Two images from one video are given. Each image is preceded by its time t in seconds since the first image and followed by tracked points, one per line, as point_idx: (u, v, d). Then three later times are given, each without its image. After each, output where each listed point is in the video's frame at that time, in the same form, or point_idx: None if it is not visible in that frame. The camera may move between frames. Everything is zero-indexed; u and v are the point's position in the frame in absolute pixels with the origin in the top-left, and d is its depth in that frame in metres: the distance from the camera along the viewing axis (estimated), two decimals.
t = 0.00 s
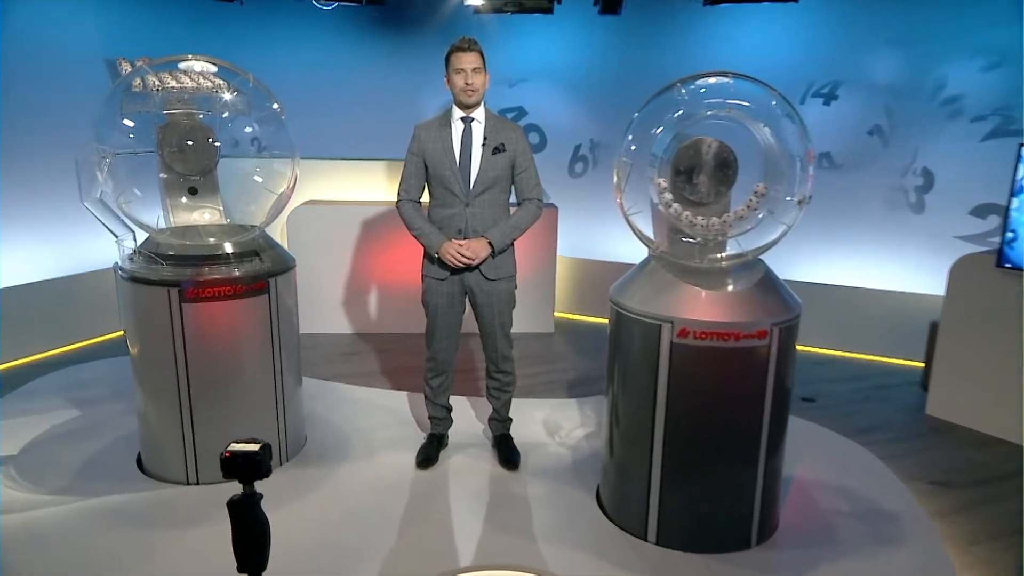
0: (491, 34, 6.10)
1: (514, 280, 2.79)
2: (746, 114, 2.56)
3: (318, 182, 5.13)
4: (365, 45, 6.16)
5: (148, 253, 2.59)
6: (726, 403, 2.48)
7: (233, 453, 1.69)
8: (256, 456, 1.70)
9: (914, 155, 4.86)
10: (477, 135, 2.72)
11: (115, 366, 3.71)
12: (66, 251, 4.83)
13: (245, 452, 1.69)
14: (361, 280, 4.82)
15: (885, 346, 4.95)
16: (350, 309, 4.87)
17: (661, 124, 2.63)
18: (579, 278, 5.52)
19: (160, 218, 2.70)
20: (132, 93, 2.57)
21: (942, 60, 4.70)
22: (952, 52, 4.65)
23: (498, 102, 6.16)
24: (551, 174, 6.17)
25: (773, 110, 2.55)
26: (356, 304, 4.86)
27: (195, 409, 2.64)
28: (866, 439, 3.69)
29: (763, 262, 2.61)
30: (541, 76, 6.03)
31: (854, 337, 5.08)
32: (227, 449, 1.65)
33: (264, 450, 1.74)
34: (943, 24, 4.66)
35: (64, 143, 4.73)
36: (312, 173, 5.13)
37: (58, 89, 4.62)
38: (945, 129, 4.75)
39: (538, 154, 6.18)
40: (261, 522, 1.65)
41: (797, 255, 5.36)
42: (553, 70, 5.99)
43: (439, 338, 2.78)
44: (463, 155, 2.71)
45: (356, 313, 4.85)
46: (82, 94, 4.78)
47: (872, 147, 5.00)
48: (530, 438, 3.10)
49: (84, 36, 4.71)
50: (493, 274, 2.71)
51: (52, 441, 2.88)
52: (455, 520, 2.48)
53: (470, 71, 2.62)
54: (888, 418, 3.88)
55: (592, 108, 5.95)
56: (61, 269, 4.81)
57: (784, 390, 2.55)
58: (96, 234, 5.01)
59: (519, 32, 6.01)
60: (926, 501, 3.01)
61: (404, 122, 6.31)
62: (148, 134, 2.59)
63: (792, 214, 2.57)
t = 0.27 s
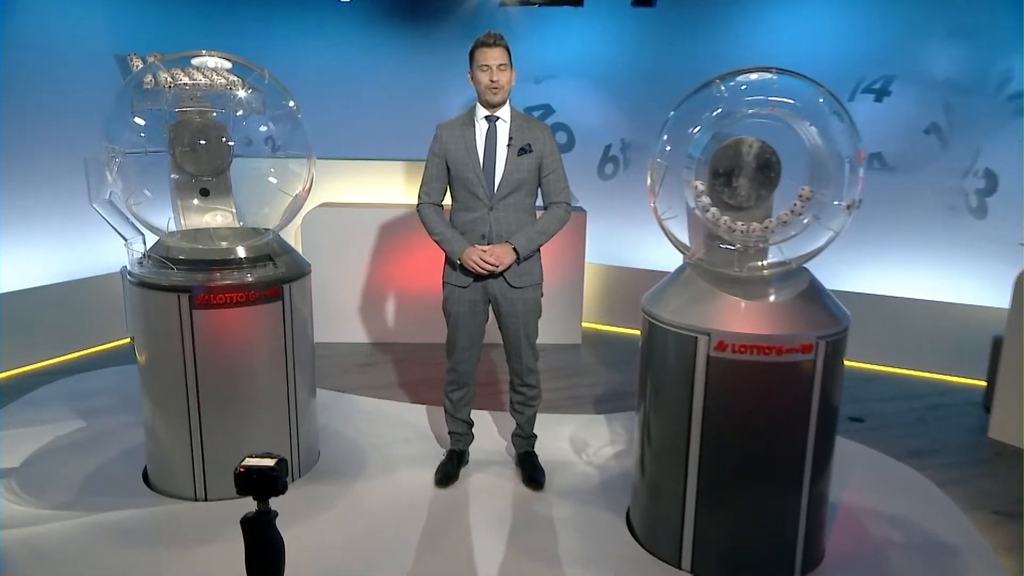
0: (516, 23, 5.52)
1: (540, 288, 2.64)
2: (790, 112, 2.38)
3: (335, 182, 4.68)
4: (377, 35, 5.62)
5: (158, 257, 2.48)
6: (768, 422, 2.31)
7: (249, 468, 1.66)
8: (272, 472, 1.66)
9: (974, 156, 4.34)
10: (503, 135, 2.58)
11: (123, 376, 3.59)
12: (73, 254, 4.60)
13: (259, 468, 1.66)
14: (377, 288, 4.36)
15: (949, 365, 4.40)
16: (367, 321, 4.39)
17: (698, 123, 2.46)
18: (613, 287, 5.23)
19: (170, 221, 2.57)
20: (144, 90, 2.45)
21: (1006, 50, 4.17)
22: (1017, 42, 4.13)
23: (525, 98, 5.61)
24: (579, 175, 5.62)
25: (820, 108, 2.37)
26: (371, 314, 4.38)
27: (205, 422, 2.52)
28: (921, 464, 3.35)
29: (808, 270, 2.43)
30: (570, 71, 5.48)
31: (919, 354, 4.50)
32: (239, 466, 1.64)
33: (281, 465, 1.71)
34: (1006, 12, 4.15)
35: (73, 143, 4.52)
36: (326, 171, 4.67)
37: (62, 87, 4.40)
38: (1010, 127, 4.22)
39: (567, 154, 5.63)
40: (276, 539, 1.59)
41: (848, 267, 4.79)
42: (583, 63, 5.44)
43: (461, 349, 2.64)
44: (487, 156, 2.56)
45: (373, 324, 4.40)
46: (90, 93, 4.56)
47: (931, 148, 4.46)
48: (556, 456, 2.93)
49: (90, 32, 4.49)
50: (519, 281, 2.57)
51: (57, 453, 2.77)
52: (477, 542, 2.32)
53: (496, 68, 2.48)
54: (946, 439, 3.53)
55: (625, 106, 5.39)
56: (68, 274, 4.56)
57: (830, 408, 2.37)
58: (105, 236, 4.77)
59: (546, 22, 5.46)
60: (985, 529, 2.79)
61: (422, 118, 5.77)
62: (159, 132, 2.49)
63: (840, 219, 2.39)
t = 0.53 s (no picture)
0: (539, 23, 5.25)
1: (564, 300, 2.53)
2: (829, 115, 2.25)
3: (349, 188, 4.57)
4: (393, 33, 5.37)
5: (169, 265, 2.40)
6: (805, 442, 2.17)
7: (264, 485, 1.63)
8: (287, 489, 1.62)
9: None
10: (526, 139, 2.48)
11: (128, 389, 3.50)
12: (82, 260, 4.45)
13: (275, 484, 1.62)
14: (394, 299, 4.25)
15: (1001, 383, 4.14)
16: (382, 332, 4.28)
17: (731, 127, 2.34)
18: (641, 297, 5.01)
19: (181, 227, 2.49)
20: (156, 93, 2.38)
21: None
22: None
23: (548, 101, 5.33)
24: (605, 181, 5.32)
25: (861, 111, 2.24)
26: (388, 325, 4.28)
27: (215, 436, 2.43)
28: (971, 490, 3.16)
29: (848, 282, 2.30)
30: (596, 72, 5.20)
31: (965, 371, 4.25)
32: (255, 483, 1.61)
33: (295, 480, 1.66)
34: None
35: (79, 146, 4.38)
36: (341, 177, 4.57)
37: (65, 88, 4.27)
38: None
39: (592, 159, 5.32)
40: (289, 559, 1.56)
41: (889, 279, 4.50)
42: (609, 64, 5.16)
43: (480, 362, 2.53)
44: (510, 162, 2.46)
45: (389, 336, 4.29)
46: (96, 93, 4.42)
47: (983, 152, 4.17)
48: (579, 475, 2.81)
49: (95, 31, 4.37)
50: (541, 292, 2.46)
51: (61, 468, 2.69)
52: (496, 565, 2.20)
53: (518, 70, 2.38)
54: (996, 463, 3.32)
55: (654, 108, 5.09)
56: (76, 281, 4.41)
57: (872, 428, 2.23)
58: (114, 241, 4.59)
59: (571, 19, 5.17)
60: None
61: (439, 119, 5.49)
62: (172, 137, 2.41)
63: (883, 228, 2.26)
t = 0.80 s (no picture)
0: (557, 22, 5.09)
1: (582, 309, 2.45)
2: (859, 119, 2.17)
3: (362, 194, 4.46)
4: (405, 33, 5.17)
5: (177, 272, 2.34)
6: (834, 460, 2.08)
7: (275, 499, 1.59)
8: (299, 504, 1.58)
9: None
10: (543, 145, 2.40)
11: (133, 399, 3.44)
12: (85, 267, 4.32)
13: (287, 499, 1.58)
14: (406, 309, 4.18)
15: None
16: (393, 343, 4.21)
17: (756, 132, 2.26)
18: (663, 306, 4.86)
19: (190, 233, 2.44)
20: (165, 97, 2.32)
21: None
22: None
23: (566, 104, 5.18)
24: (625, 188, 5.17)
25: (894, 115, 2.15)
26: (399, 335, 4.20)
27: (222, 448, 2.36)
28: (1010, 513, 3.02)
29: (879, 292, 2.20)
30: (615, 74, 5.05)
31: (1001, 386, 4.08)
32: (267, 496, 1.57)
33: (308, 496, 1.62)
34: None
35: (82, 151, 4.26)
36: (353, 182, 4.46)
37: (67, 92, 4.15)
38: None
39: (610, 164, 5.17)
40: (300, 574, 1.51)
41: (922, 290, 4.30)
42: (630, 65, 5.00)
43: (495, 374, 2.45)
44: (526, 168, 2.39)
45: (401, 347, 4.22)
46: (100, 97, 4.30)
47: (1019, 157, 3.97)
48: (597, 492, 2.71)
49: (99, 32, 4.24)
50: (558, 301, 2.39)
51: (63, 481, 2.63)
52: None
53: (535, 74, 2.32)
54: None
55: (676, 112, 4.94)
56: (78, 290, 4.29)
57: (905, 446, 2.13)
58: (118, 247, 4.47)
59: (590, 19, 5.02)
60: None
61: (452, 124, 5.29)
62: (181, 141, 2.35)
63: (916, 236, 2.16)
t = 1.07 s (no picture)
0: (577, 24, 4.97)
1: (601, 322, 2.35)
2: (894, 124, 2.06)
3: (376, 199, 4.36)
4: (419, 36, 5.11)
5: (183, 282, 2.27)
6: (868, 482, 1.97)
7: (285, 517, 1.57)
8: (310, 523, 1.55)
9: None
10: (562, 151, 2.32)
11: (136, 412, 3.37)
12: (87, 274, 4.21)
13: (297, 517, 1.55)
14: (418, 320, 4.10)
15: None
16: (405, 355, 4.13)
17: (785, 138, 2.16)
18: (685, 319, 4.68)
19: (196, 241, 2.35)
20: (174, 101, 2.25)
21: None
22: None
23: (585, 108, 5.07)
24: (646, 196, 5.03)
25: (931, 120, 2.04)
26: (410, 347, 4.12)
27: (227, 464, 2.28)
28: None
29: (915, 305, 2.09)
30: (637, 77, 4.91)
31: None
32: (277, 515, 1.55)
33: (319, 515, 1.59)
34: None
35: (82, 156, 4.14)
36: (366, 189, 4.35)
37: (67, 97, 4.02)
38: None
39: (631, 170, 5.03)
40: None
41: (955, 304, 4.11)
42: (654, 68, 4.86)
43: (510, 389, 2.36)
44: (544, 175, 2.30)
45: (412, 359, 4.14)
46: (100, 101, 4.17)
47: None
48: (616, 513, 2.60)
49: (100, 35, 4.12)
50: (576, 313, 2.29)
51: (64, 497, 2.56)
52: None
53: (552, 78, 2.23)
54: None
55: (700, 116, 4.79)
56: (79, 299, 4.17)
57: (944, 467, 2.01)
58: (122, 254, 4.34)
59: (613, 20, 4.89)
60: None
61: (467, 128, 5.20)
62: (188, 146, 2.25)
63: (954, 247, 2.05)
